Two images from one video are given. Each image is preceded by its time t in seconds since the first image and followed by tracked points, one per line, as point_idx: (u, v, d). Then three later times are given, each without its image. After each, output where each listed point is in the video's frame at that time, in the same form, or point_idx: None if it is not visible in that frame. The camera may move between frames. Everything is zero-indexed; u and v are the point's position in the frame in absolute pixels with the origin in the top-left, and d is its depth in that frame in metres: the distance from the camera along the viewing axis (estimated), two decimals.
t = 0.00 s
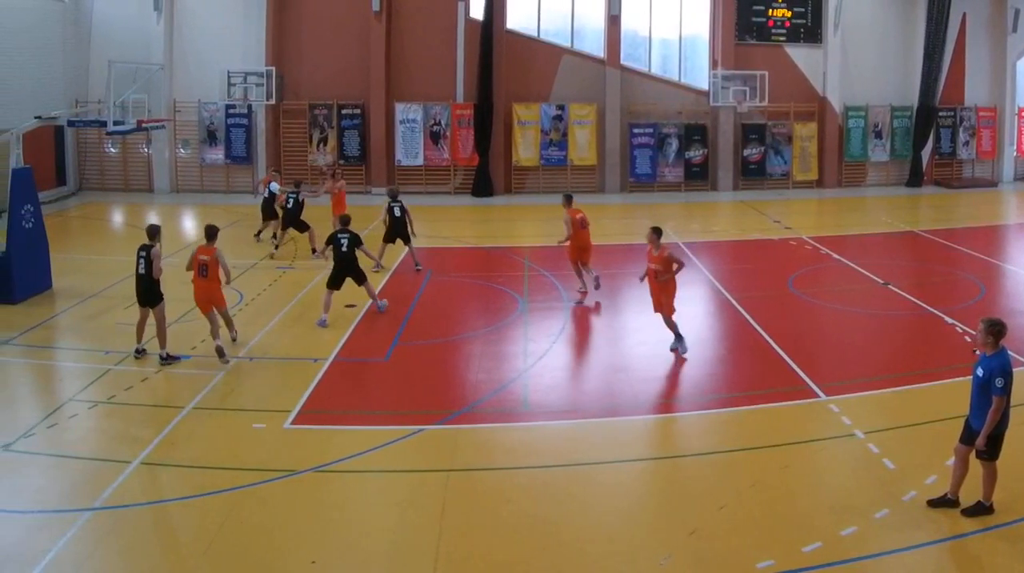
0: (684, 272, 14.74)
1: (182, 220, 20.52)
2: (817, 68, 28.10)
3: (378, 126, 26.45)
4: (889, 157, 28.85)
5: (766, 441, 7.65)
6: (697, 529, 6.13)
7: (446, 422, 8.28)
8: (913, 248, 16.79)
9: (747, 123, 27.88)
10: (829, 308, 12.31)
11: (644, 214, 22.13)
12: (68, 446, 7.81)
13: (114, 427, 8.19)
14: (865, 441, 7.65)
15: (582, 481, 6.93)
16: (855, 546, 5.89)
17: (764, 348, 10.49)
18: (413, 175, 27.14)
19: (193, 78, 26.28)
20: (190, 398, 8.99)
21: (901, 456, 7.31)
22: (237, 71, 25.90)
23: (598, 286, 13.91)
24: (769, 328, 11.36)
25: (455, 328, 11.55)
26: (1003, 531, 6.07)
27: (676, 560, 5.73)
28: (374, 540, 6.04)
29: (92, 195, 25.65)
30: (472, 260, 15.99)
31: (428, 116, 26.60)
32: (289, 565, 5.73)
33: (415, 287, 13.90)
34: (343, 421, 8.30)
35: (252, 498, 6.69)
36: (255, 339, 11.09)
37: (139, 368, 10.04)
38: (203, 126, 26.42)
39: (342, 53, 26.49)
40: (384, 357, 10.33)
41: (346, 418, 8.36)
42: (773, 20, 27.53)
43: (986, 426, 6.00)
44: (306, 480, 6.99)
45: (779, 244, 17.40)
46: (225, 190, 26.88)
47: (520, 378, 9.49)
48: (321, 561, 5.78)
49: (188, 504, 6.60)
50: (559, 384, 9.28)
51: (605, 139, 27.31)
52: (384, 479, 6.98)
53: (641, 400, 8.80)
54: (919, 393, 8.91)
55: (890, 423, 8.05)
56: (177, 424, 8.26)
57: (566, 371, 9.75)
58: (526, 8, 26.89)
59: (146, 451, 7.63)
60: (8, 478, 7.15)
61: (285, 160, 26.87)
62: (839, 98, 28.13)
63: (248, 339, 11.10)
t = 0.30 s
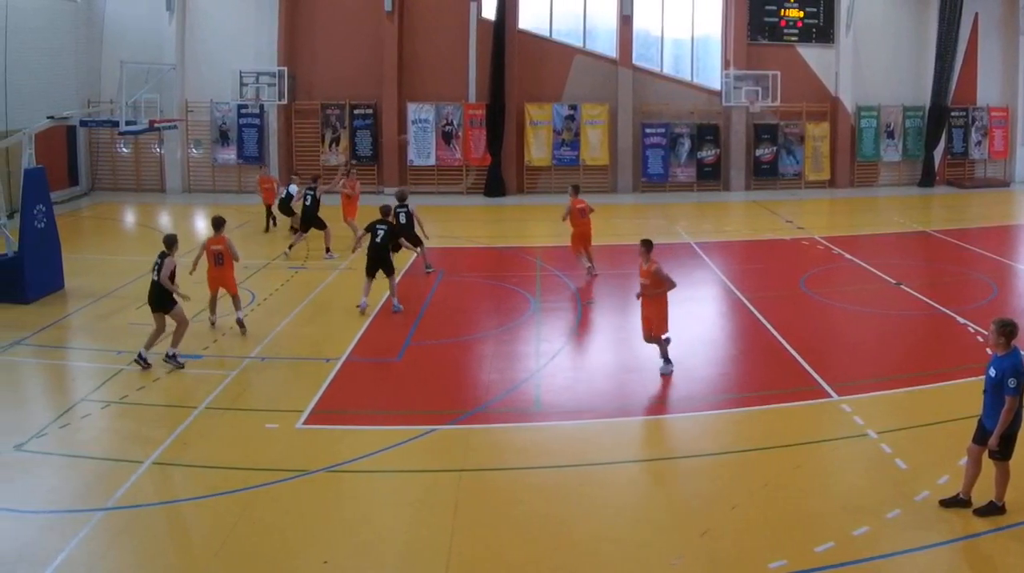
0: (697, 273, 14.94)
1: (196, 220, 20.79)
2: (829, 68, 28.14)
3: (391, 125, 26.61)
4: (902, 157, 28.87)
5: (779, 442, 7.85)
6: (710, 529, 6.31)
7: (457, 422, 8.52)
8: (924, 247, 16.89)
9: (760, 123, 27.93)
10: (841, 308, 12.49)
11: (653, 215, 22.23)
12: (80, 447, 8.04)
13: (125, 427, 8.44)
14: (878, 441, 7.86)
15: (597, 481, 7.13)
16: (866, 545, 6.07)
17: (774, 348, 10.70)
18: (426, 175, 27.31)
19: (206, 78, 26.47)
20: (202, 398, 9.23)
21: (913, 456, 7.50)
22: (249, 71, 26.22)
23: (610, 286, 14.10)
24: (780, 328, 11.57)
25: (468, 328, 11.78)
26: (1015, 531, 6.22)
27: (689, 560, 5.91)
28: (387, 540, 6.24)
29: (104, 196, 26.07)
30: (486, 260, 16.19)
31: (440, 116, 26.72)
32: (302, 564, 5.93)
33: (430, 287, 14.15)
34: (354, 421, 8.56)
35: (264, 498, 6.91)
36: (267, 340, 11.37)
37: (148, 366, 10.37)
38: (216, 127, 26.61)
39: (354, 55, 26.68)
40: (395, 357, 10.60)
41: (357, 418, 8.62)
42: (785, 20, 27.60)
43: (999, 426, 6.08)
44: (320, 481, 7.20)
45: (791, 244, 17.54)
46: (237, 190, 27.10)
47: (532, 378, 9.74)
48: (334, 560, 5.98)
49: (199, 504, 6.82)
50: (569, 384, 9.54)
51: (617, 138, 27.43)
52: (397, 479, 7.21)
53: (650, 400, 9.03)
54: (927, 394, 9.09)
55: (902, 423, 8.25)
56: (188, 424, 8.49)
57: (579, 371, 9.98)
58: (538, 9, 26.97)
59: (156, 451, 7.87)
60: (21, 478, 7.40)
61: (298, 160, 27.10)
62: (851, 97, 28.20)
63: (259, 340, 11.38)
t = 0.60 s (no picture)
0: (709, 273, 15.07)
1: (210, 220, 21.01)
2: (843, 68, 28.28)
3: (404, 125, 26.95)
4: (915, 157, 29.00)
5: (791, 442, 7.97)
6: (723, 529, 6.42)
7: (471, 421, 8.64)
8: (937, 247, 16.97)
9: (773, 123, 28.09)
10: (854, 308, 12.60)
11: (665, 215, 22.43)
12: (93, 447, 8.15)
13: (138, 427, 8.57)
14: (891, 441, 7.97)
15: (614, 480, 7.24)
16: (879, 545, 6.17)
17: (787, 348, 10.82)
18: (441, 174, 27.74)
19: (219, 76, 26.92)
20: (217, 398, 9.35)
21: (926, 456, 7.61)
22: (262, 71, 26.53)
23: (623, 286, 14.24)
24: (793, 328, 11.69)
25: (481, 328, 11.91)
26: None
27: (703, 560, 6.01)
28: (402, 539, 6.35)
29: (118, 195, 26.50)
30: (500, 261, 16.37)
31: (454, 116, 27.13)
32: (316, 564, 6.04)
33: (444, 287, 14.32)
34: (368, 421, 8.69)
35: (279, 498, 7.03)
36: (281, 340, 11.51)
37: (162, 367, 10.49)
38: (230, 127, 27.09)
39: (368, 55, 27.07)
40: (409, 357, 10.75)
41: (371, 418, 8.75)
42: (799, 20, 27.74)
43: (1012, 427, 6.13)
44: (335, 481, 7.32)
45: (804, 244, 17.64)
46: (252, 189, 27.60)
47: (546, 378, 9.87)
48: (347, 560, 6.08)
49: (212, 504, 6.93)
50: (581, 383, 9.66)
51: (631, 137, 27.65)
52: (409, 479, 7.33)
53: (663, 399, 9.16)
54: (939, 394, 9.19)
55: (915, 423, 8.36)
56: (202, 424, 8.61)
57: (593, 370, 10.11)
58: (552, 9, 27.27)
59: (170, 451, 7.98)
60: (34, 478, 7.52)
61: (312, 161, 27.54)
62: (864, 98, 28.29)
63: (274, 340, 11.53)
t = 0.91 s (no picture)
0: (721, 273, 15.11)
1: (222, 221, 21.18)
2: (854, 69, 28.72)
3: (416, 125, 27.70)
4: (927, 157, 29.39)
5: (802, 441, 8.03)
6: (734, 529, 6.49)
7: (483, 421, 8.69)
8: (949, 247, 17.02)
9: (785, 123, 28.61)
10: (865, 308, 12.63)
11: (675, 215, 22.58)
12: (106, 447, 8.20)
13: (151, 426, 8.61)
14: (903, 440, 8.02)
15: (624, 481, 7.30)
16: (890, 545, 6.23)
17: (798, 348, 10.84)
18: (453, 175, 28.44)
19: (232, 76, 27.69)
20: (229, 398, 9.39)
21: (937, 456, 7.66)
22: (274, 71, 27.27)
23: (635, 286, 14.29)
24: (804, 327, 11.73)
25: (492, 328, 11.94)
26: None
27: (715, 559, 6.08)
28: (414, 540, 6.41)
29: (128, 195, 27.25)
30: (512, 261, 16.47)
31: (466, 116, 27.80)
32: (328, 564, 6.10)
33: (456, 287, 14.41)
34: (380, 421, 8.73)
35: (292, 499, 7.09)
36: (294, 339, 11.57)
37: (176, 367, 10.54)
38: (241, 127, 27.76)
39: (382, 53, 27.77)
40: (421, 357, 10.79)
41: (385, 418, 8.79)
42: (811, 20, 28.17)
43: None
44: (346, 481, 7.38)
45: (816, 244, 17.68)
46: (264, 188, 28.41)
47: (558, 377, 9.92)
48: (358, 560, 6.15)
49: (223, 504, 6.99)
50: (593, 383, 9.70)
51: (643, 137, 28.27)
52: (422, 479, 7.39)
53: (674, 399, 9.19)
54: (952, 394, 9.22)
55: (926, 423, 8.39)
56: (214, 424, 8.66)
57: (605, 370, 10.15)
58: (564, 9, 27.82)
59: (182, 451, 8.03)
60: (47, 478, 7.59)
61: (324, 160, 28.28)
62: (876, 97, 28.72)
63: (286, 339, 11.59)
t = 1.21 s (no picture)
0: (734, 273, 15.13)
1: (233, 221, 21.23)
2: (868, 69, 28.77)
3: (430, 125, 27.78)
4: (940, 157, 29.45)
5: (815, 441, 8.04)
6: (748, 529, 6.49)
7: (497, 421, 8.70)
8: (963, 247, 17.03)
9: (799, 123, 28.63)
10: (879, 308, 12.65)
11: (686, 215, 22.59)
12: (119, 447, 8.20)
13: (164, 427, 8.61)
14: (916, 441, 8.02)
15: (638, 482, 7.31)
16: (903, 545, 6.24)
17: (812, 348, 10.84)
18: (466, 175, 28.51)
19: (245, 77, 27.79)
20: (242, 398, 9.40)
21: (951, 456, 7.67)
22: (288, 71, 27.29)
23: (648, 286, 14.31)
24: (818, 327, 11.74)
25: (505, 328, 11.95)
26: None
27: (729, 559, 6.08)
28: (428, 541, 6.41)
29: (142, 195, 27.33)
30: (524, 261, 16.50)
31: (479, 116, 27.85)
32: (342, 564, 6.10)
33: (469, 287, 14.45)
34: (393, 421, 8.74)
35: (305, 499, 7.09)
36: (306, 339, 11.58)
37: (189, 367, 10.54)
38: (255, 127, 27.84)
39: (394, 53, 27.89)
40: (434, 357, 10.80)
41: (398, 418, 8.79)
42: (825, 20, 28.22)
43: None
44: (359, 481, 7.38)
45: (829, 244, 17.69)
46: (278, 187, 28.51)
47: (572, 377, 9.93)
48: (372, 561, 6.15)
49: (237, 504, 6.99)
50: (607, 383, 9.72)
51: (656, 138, 28.28)
52: (435, 479, 7.40)
53: (688, 399, 9.20)
54: (967, 394, 9.22)
55: (939, 423, 8.40)
56: (227, 424, 8.66)
57: (619, 370, 10.16)
58: (576, 10, 28.02)
59: (195, 451, 8.03)
60: (60, 478, 7.59)
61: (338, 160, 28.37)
62: (890, 98, 28.76)
63: (299, 339, 11.61)
